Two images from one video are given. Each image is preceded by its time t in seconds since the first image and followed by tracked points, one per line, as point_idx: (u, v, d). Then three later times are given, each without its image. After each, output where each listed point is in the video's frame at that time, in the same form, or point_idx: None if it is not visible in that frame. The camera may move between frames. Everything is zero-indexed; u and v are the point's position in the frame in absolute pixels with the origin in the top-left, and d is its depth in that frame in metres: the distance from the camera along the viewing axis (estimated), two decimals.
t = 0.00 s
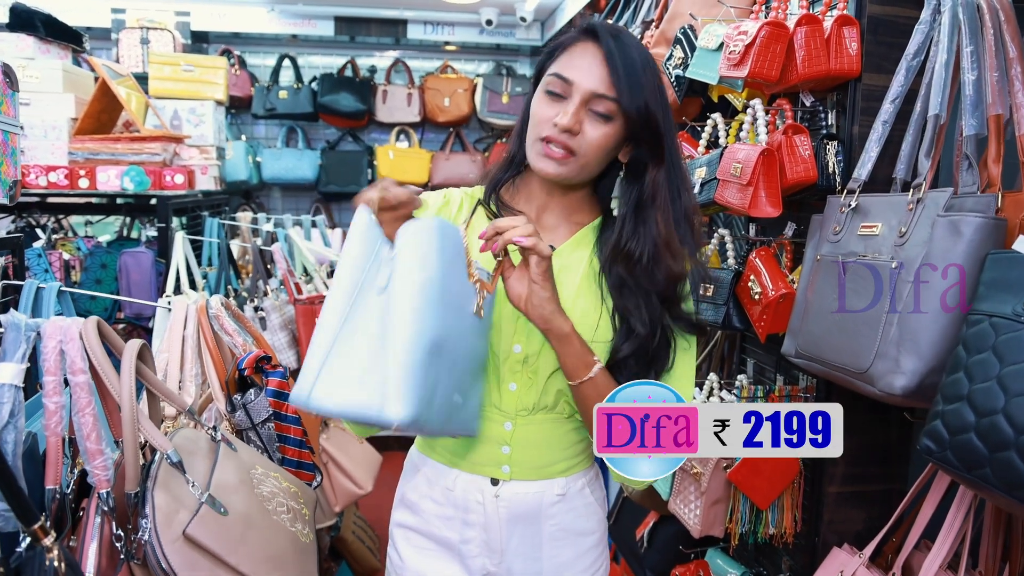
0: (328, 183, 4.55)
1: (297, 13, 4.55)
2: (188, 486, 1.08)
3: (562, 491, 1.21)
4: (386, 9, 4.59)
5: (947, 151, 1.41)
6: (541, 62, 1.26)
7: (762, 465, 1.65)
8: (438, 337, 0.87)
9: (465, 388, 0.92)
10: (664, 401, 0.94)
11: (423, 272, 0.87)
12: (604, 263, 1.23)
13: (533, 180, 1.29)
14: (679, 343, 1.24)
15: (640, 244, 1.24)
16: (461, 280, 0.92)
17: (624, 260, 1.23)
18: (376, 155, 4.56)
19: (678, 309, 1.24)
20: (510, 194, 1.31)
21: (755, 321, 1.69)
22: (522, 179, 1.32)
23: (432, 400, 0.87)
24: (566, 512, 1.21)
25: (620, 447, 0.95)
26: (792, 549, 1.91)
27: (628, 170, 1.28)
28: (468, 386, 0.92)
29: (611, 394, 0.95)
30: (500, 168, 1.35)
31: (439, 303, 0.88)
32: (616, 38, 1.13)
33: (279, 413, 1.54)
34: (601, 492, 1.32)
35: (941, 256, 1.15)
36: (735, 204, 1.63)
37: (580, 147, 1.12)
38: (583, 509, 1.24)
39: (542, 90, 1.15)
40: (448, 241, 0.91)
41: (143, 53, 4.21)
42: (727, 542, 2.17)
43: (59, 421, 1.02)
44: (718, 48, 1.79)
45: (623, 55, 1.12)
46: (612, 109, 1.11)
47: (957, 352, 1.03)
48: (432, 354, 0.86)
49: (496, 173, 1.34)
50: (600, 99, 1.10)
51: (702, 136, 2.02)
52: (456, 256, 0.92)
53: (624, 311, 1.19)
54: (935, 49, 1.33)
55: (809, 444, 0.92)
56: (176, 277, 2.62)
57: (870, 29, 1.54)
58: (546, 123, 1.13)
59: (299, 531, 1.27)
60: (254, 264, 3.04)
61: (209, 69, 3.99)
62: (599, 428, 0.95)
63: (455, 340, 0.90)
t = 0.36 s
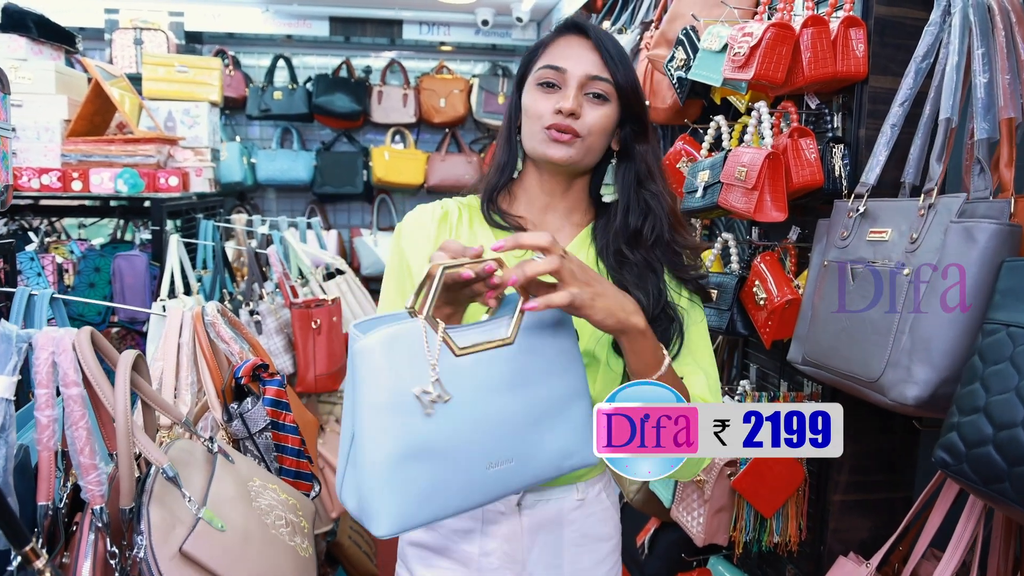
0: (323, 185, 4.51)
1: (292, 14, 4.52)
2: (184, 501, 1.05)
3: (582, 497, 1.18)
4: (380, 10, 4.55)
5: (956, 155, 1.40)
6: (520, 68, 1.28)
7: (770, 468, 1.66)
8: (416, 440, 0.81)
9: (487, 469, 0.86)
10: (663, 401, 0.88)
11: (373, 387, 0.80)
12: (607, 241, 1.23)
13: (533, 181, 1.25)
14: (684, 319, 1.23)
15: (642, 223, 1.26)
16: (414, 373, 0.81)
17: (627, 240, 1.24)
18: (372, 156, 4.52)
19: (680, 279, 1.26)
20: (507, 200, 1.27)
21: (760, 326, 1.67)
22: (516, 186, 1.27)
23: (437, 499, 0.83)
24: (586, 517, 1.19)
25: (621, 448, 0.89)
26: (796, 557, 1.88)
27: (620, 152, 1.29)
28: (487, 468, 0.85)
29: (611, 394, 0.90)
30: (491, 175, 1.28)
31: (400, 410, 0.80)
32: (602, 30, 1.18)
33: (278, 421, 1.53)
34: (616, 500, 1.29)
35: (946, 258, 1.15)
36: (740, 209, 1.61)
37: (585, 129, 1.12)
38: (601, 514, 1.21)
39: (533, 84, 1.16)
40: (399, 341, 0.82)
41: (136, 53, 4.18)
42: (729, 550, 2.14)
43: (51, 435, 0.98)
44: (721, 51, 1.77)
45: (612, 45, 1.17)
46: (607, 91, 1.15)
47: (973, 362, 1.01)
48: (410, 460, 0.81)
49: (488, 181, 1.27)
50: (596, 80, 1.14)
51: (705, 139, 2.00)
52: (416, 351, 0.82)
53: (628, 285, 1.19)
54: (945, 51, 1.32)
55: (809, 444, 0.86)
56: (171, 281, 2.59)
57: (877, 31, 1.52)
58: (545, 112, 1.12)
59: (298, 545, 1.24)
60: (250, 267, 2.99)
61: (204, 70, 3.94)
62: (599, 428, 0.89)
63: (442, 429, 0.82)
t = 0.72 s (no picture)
0: (320, 187, 4.49)
1: (288, 15, 4.48)
2: (185, 517, 1.03)
3: (607, 505, 1.11)
4: (377, 11, 4.53)
5: (963, 163, 1.39)
6: (519, 83, 1.25)
7: (773, 476, 1.69)
8: (419, 407, 0.84)
9: (492, 457, 0.83)
10: (665, 402, 0.89)
11: (390, 348, 0.87)
12: (618, 249, 1.23)
13: (539, 195, 1.22)
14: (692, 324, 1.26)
15: (649, 230, 1.27)
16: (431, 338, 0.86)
17: (636, 247, 1.25)
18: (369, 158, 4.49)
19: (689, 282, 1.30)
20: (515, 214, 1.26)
21: (764, 335, 1.66)
22: (523, 200, 1.27)
23: (432, 472, 0.84)
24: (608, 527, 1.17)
25: (621, 448, 0.88)
26: (799, 566, 1.86)
27: (624, 159, 1.30)
28: (492, 456, 0.83)
29: (612, 394, 0.88)
30: (498, 190, 1.28)
31: (410, 375, 0.85)
32: (597, 40, 1.16)
33: (279, 433, 1.50)
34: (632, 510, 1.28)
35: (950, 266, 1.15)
36: (744, 216, 1.60)
37: (590, 145, 1.11)
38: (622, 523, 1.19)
39: (531, 102, 1.14)
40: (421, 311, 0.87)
41: (132, 56, 4.16)
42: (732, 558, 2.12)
43: (50, 452, 0.97)
44: (724, 56, 1.75)
45: (608, 55, 1.15)
46: (609, 103, 1.13)
47: (985, 375, 1.01)
48: (414, 422, 0.84)
49: (494, 196, 1.28)
50: (596, 94, 1.13)
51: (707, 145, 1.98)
52: (432, 319, 0.86)
53: (645, 293, 1.20)
54: (953, 58, 1.31)
55: (809, 444, 0.91)
56: (168, 285, 2.56)
57: (882, 37, 1.51)
58: (547, 131, 1.11)
59: (300, 560, 1.22)
60: (247, 271, 2.97)
61: (200, 73, 3.89)
62: (599, 428, 0.87)
63: (447, 404, 0.83)
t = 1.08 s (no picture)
0: (318, 189, 4.49)
1: (287, 17, 4.47)
2: (191, 521, 1.03)
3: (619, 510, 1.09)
4: (375, 13, 4.53)
5: (964, 167, 1.39)
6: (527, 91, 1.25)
7: (773, 479, 1.70)
8: (444, 442, 0.88)
9: (516, 488, 0.88)
10: (664, 402, 0.92)
11: (417, 382, 0.90)
12: (628, 258, 1.24)
13: (549, 204, 1.23)
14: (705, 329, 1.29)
15: (658, 238, 1.27)
16: (454, 376, 0.89)
17: (646, 256, 1.26)
18: (367, 159, 4.49)
19: (701, 290, 1.31)
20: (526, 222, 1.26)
21: (765, 338, 1.66)
22: (535, 209, 1.27)
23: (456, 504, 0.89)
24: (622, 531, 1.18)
25: (621, 447, 0.90)
26: (800, 568, 1.87)
27: (632, 168, 1.30)
28: (516, 487, 0.88)
29: (611, 394, 0.90)
30: (508, 199, 1.28)
31: (435, 412, 0.89)
32: (602, 50, 1.15)
33: (280, 435, 1.50)
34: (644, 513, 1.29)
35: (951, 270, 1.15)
36: (745, 220, 1.60)
37: (597, 159, 1.12)
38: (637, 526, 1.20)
39: (539, 116, 1.16)
40: (445, 344, 0.90)
41: (131, 57, 4.17)
42: (733, 560, 2.13)
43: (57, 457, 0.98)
44: (725, 60, 1.76)
45: (613, 65, 1.14)
46: (617, 116, 1.14)
47: (986, 380, 1.02)
48: (439, 456, 0.89)
49: (505, 205, 1.27)
50: (604, 109, 1.14)
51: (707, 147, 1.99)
52: (457, 356, 0.90)
53: (658, 303, 1.22)
54: (955, 62, 1.32)
55: (809, 444, 0.99)
56: (168, 288, 2.57)
57: (883, 40, 1.53)
58: (556, 146, 1.12)
59: (304, 563, 1.22)
60: (247, 273, 2.96)
61: (199, 75, 3.90)
62: (599, 428, 0.89)
63: (473, 440, 0.88)
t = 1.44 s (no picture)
0: (318, 188, 4.50)
1: (287, 16, 4.48)
2: (193, 509, 1.05)
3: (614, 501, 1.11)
4: (374, 12, 4.54)
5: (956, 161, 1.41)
6: (531, 88, 1.27)
7: (769, 470, 1.71)
8: (449, 445, 0.90)
9: (519, 494, 0.90)
10: (666, 403, 0.93)
11: (422, 386, 0.92)
12: (630, 251, 1.26)
13: (554, 200, 1.26)
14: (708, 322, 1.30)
15: (660, 232, 1.28)
16: (460, 382, 0.91)
17: (648, 249, 1.27)
18: (366, 158, 4.51)
19: (704, 284, 1.32)
20: (530, 218, 1.29)
21: (759, 330, 1.69)
22: (540, 203, 1.30)
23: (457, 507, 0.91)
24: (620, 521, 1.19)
25: (621, 447, 0.92)
26: (795, 560, 1.88)
27: (636, 162, 1.32)
28: (519, 492, 0.89)
29: (612, 394, 0.92)
30: (513, 195, 1.30)
31: (441, 415, 0.91)
32: (603, 46, 1.16)
33: (281, 427, 1.52)
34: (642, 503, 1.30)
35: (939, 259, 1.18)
36: (740, 215, 1.62)
37: (600, 157, 1.15)
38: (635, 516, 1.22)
39: (543, 114, 1.18)
40: (451, 349, 0.92)
41: (131, 56, 4.18)
42: (729, 553, 2.14)
43: (62, 445, 0.99)
44: (720, 57, 1.77)
45: (613, 61, 1.15)
46: (619, 113, 1.16)
47: (975, 369, 1.04)
48: (444, 458, 0.90)
49: (511, 202, 1.29)
50: (606, 106, 1.15)
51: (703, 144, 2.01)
52: (462, 361, 0.92)
53: (661, 297, 1.22)
54: (945, 58, 1.34)
55: (809, 444, 1.00)
56: (168, 285, 2.58)
57: (875, 37, 1.54)
58: (559, 144, 1.15)
59: (304, 552, 1.24)
60: (247, 270, 2.98)
61: (199, 73, 3.92)
62: (599, 429, 0.91)
63: (474, 441, 0.90)
